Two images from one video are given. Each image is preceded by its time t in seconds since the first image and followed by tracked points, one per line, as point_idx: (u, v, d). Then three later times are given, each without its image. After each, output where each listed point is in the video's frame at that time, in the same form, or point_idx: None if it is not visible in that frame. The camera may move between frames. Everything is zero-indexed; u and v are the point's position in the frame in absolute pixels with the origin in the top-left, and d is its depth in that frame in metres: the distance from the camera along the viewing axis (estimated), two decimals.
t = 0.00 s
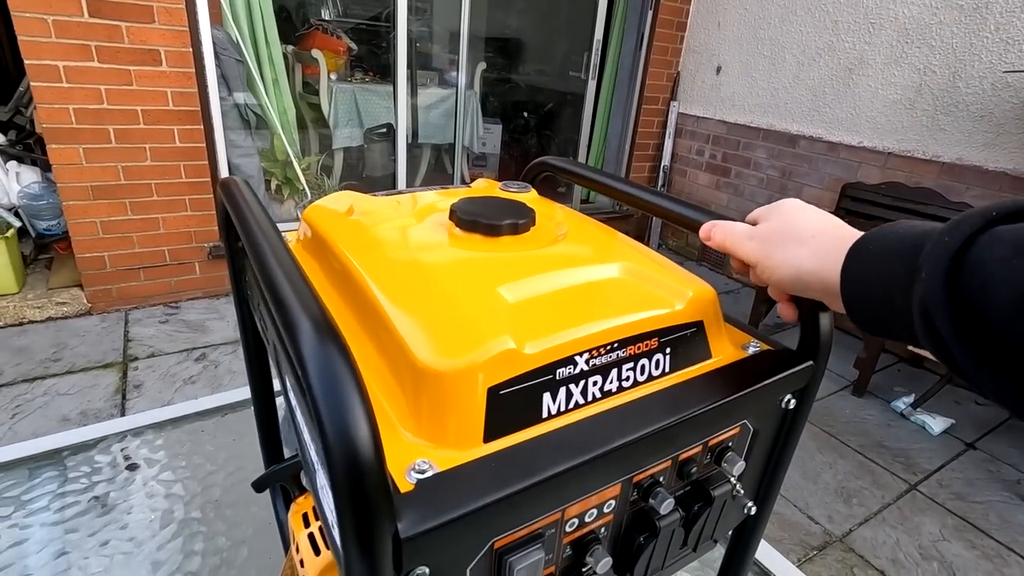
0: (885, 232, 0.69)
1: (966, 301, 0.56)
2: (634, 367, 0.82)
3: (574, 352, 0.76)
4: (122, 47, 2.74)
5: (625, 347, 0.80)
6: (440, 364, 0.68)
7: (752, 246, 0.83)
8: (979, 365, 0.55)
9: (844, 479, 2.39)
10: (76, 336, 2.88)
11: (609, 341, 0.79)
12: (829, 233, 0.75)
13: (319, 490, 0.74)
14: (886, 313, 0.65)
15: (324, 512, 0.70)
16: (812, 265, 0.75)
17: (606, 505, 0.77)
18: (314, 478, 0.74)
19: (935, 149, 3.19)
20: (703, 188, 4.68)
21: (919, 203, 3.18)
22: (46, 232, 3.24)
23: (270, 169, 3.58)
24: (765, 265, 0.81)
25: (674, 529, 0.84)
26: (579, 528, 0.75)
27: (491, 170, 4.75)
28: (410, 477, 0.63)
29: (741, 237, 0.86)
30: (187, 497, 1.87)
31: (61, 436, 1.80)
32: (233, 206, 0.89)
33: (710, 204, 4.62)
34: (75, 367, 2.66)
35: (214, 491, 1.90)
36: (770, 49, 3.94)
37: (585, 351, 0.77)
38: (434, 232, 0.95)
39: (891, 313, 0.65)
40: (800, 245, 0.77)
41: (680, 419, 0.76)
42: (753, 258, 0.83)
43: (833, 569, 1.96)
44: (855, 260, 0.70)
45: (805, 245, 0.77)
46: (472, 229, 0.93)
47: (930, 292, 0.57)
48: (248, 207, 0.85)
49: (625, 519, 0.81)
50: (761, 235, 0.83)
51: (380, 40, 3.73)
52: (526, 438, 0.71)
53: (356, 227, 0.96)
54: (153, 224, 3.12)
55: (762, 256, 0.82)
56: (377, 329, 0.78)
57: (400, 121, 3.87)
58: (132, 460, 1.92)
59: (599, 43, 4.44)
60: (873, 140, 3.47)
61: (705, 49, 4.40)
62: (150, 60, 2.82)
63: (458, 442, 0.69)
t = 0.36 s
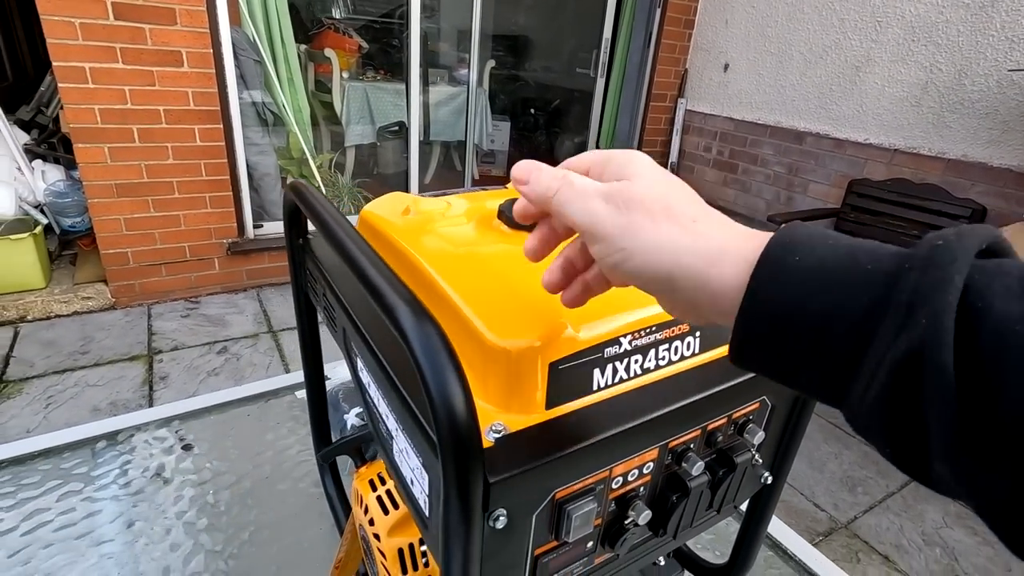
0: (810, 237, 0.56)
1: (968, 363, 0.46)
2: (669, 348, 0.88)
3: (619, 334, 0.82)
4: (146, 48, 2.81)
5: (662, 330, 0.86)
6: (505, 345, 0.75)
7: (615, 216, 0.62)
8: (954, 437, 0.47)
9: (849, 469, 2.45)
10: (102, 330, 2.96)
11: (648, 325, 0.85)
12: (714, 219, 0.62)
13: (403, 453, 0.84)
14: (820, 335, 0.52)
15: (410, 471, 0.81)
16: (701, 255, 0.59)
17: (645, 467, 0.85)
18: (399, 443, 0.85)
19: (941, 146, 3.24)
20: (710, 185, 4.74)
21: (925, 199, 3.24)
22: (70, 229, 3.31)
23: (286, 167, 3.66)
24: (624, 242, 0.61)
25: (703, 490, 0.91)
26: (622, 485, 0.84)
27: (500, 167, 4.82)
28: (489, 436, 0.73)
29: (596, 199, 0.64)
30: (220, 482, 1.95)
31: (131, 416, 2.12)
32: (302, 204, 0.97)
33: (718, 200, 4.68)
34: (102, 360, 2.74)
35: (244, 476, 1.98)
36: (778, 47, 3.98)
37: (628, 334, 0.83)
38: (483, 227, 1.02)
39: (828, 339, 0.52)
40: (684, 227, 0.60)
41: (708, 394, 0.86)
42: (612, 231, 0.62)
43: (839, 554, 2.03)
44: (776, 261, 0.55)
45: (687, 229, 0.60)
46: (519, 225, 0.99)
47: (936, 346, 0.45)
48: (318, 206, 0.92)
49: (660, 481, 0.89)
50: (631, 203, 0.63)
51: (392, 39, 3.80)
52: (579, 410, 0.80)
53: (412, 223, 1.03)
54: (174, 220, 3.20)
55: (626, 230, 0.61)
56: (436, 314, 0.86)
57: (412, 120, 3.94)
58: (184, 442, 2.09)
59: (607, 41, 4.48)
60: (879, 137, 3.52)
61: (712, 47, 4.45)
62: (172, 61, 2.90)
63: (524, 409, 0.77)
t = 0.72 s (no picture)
0: (642, 351, 0.59)
1: (767, 450, 0.48)
2: (697, 339, 0.91)
3: (651, 326, 0.85)
4: (166, 49, 2.87)
5: (691, 322, 0.89)
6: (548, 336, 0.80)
7: (491, 312, 0.68)
8: (775, 531, 0.47)
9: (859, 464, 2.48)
10: (123, 325, 3.02)
11: (677, 318, 0.88)
12: (576, 324, 0.67)
13: (449, 435, 0.92)
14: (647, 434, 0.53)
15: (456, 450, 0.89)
16: (553, 354, 0.62)
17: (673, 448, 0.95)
18: (445, 426, 0.93)
19: (951, 145, 3.26)
20: (718, 183, 4.76)
21: (934, 197, 3.30)
22: (91, 227, 3.30)
23: (300, 165, 3.71)
24: (497, 335, 0.66)
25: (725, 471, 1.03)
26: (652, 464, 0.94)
27: (509, 165, 4.84)
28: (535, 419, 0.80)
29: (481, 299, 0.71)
30: (243, 473, 2.00)
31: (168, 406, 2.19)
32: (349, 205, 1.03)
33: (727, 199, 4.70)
34: (124, 354, 2.80)
35: (266, 467, 2.04)
36: (787, 46, 4.00)
37: (659, 326, 0.86)
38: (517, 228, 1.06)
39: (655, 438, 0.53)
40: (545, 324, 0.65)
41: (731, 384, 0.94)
42: (489, 325, 0.68)
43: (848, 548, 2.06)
44: (613, 365, 0.57)
45: (547, 331, 0.65)
46: (552, 227, 1.04)
47: (737, 432, 0.48)
48: (365, 208, 0.98)
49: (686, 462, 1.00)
50: (505, 298, 0.69)
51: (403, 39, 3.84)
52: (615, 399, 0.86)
53: (449, 223, 1.08)
54: (192, 218, 3.25)
55: (497, 325, 0.67)
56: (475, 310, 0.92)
57: (424, 120, 3.97)
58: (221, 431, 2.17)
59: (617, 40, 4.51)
60: (889, 136, 3.53)
61: (721, 45, 4.46)
62: (191, 62, 2.95)
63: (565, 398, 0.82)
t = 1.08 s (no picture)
0: (661, 317, 0.59)
1: (785, 412, 0.48)
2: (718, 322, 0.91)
3: (673, 308, 0.85)
4: (181, 46, 2.89)
5: (712, 304, 0.89)
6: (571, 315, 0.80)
7: (515, 285, 0.69)
8: (799, 488, 0.48)
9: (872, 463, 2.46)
10: (138, 318, 3.05)
11: (699, 300, 0.88)
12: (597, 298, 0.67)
13: (469, 414, 0.93)
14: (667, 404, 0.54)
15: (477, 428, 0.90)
16: (575, 325, 0.63)
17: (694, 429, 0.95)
18: (465, 405, 0.93)
19: (968, 142, 3.22)
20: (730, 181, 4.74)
21: (950, 196, 3.27)
22: (107, 220, 3.41)
23: (312, 161, 3.73)
24: (520, 306, 0.67)
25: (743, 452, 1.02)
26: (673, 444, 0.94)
27: (519, 163, 4.81)
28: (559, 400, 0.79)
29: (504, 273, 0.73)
30: (257, 462, 2.02)
31: (179, 396, 2.21)
32: (369, 188, 1.04)
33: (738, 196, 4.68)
34: (139, 347, 2.83)
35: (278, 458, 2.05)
36: (801, 42, 3.97)
37: (681, 307, 0.86)
38: (536, 213, 1.06)
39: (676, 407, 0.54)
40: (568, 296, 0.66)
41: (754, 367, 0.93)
42: (511, 297, 0.69)
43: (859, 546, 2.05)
44: (632, 334, 0.58)
45: (569, 302, 0.65)
46: (572, 212, 1.04)
47: (755, 396, 0.48)
48: (385, 190, 0.99)
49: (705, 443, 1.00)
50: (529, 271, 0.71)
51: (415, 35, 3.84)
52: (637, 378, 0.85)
53: (468, 208, 1.08)
54: (206, 213, 3.28)
55: (520, 297, 0.68)
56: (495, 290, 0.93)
57: (435, 114, 3.99)
58: (239, 418, 2.19)
59: (629, 37, 4.49)
60: (905, 133, 3.49)
61: (735, 42, 4.43)
62: (206, 58, 2.97)
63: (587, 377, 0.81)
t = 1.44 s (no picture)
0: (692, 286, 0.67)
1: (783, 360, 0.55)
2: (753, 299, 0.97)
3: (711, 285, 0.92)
4: (236, 47, 3.03)
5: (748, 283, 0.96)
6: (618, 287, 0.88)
7: (573, 262, 0.78)
8: (797, 427, 0.55)
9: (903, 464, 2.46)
10: (189, 305, 3.22)
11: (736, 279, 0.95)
12: (643, 269, 0.75)
13: (526, 371, 1.02)
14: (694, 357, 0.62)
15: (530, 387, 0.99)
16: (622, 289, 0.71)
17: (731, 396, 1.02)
18: (524, 364, 1.02)
19: (1013, 145, 3.17)
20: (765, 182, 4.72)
21: (993, 199, 3.22)
22: (162, 213, 3.55)
23: (354, 158, 3.86)
24: (579, 276, 0.76)
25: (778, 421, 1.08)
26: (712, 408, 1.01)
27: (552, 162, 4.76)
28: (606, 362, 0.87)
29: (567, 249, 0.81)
30: (304, 439, 2.14)
31: (246, 368, 2.41)
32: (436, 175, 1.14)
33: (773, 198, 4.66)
34: (191, 331, 2.99)
35: (324, 436, 2.17)
36: (840, 43, 3.95)
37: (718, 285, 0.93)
38: (585, 200, 1.14)
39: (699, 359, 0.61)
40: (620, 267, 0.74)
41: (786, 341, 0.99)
42: (569, 270, 0.78)
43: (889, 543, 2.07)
44: (667, 300, 0.66)
45: (621, 273, 0.73)
46: (618, 200, 1.11)
47: (758, 352, 0.56)
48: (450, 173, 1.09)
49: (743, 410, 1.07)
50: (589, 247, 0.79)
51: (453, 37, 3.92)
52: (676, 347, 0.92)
53: (521, 195, 1.16)
54: (254, 206, 3.43)
55: (581, 269, 0.76)
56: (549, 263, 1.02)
57: (471, 114, 4.08)
58: (300, 390, 2.38)
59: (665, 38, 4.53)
60: (947, 135, 3.45)
61: (773, 43, 4.41)
62: (258, 59, 3.11)
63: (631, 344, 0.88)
